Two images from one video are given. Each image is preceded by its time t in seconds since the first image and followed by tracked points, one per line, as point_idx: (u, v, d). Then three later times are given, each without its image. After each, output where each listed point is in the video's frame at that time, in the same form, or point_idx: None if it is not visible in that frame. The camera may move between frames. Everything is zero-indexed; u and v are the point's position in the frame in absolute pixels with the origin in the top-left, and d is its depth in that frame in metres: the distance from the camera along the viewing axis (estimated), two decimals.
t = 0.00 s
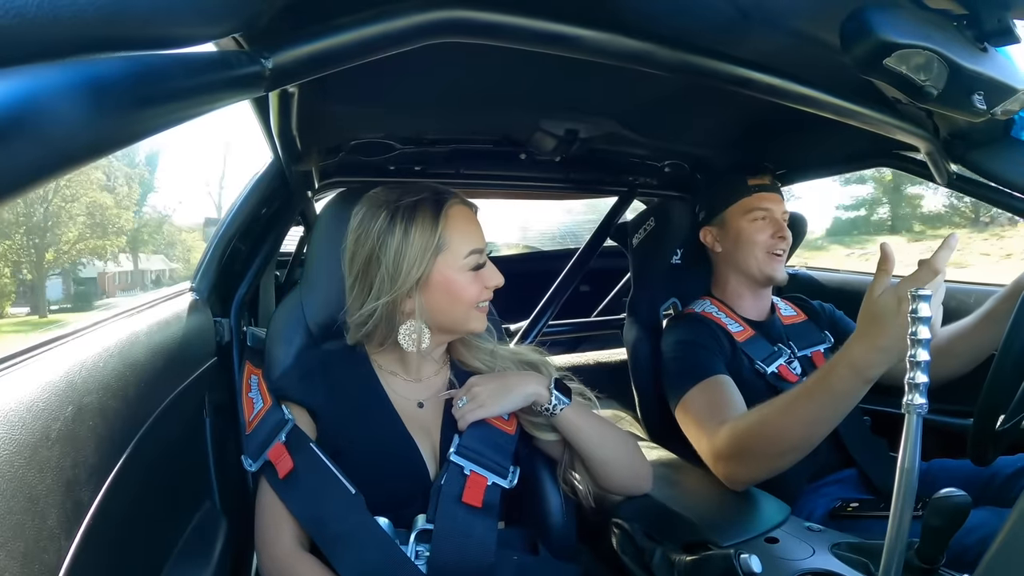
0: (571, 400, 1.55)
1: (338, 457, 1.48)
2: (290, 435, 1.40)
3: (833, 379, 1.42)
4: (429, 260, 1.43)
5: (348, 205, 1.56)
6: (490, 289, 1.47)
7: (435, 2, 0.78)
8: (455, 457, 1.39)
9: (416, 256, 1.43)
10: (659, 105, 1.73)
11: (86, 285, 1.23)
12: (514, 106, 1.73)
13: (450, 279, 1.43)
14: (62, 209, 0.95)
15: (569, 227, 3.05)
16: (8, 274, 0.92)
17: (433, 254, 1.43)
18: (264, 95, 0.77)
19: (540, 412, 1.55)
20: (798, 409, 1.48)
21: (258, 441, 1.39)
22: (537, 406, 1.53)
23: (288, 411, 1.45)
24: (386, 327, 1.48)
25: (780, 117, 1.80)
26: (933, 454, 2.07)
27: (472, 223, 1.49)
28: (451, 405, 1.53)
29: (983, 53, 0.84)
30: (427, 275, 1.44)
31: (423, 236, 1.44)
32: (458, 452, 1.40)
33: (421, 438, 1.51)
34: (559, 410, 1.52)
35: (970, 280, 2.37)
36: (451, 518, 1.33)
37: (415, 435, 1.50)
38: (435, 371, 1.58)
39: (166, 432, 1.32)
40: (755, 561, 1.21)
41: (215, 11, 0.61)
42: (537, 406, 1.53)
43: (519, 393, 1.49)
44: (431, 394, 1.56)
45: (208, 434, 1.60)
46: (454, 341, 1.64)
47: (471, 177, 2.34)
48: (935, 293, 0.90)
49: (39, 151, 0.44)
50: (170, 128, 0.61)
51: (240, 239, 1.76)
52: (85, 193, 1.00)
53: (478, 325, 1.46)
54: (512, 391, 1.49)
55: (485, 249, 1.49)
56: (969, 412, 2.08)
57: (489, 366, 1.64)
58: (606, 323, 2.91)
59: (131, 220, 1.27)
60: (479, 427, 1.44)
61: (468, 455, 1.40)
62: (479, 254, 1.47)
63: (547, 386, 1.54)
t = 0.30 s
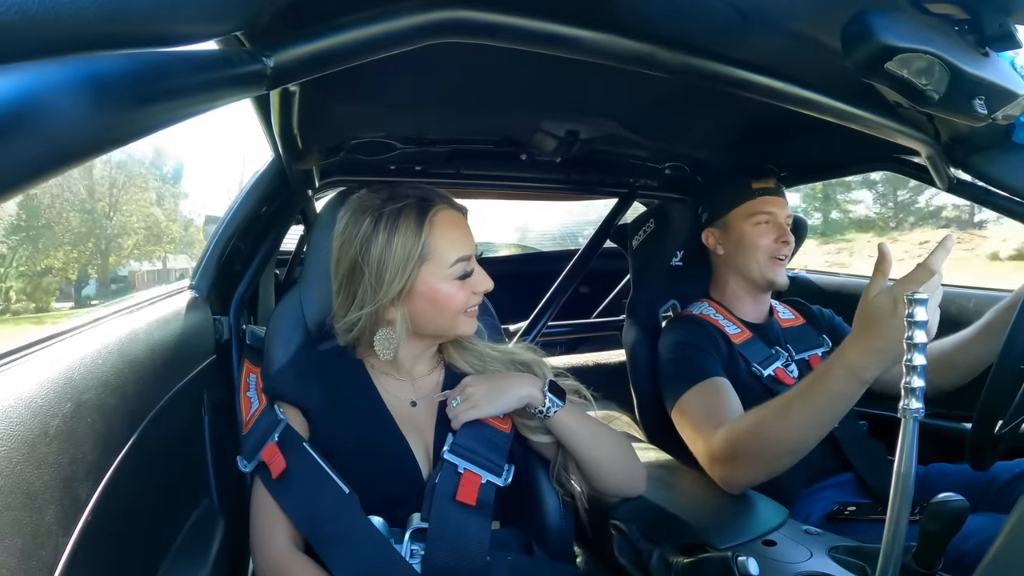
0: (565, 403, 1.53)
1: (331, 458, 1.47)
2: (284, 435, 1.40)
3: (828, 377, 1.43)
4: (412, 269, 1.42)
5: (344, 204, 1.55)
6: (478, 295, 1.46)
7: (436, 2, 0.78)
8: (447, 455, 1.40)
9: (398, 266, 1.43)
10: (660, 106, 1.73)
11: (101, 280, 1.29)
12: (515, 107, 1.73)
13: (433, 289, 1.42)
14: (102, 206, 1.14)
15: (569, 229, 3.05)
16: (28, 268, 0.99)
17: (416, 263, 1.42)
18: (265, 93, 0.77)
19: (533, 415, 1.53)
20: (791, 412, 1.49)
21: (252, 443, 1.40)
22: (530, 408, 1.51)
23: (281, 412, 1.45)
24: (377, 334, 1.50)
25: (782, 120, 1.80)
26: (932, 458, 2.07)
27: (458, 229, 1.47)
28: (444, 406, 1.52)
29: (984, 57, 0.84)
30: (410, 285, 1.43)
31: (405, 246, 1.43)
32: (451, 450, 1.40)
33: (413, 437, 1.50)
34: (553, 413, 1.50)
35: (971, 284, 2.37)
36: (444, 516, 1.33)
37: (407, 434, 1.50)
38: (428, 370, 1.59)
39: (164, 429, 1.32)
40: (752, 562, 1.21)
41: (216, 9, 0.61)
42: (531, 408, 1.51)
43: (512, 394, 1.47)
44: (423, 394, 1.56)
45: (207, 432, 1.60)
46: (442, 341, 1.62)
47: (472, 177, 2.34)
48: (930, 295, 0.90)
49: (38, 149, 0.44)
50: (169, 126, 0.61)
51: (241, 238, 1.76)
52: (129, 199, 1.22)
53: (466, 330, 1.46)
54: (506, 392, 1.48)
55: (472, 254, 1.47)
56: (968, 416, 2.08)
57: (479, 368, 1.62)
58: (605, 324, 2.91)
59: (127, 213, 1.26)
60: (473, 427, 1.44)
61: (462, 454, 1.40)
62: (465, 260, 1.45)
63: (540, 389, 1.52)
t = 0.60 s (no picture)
0: (557, 405, 1.52)
1: (322, 458, 1.46)
2: (275, 434, 1.39)
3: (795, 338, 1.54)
4: (403, 266, 1.42)
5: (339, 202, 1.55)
6: (471, 293, 1.45)
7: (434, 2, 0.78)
8: (439, 453, 1.39)
9: (390, 263, 1.42)
10: (658, 109, 1.73)
11: (98, 278, 1.29)
12: (513, 108, 1.73)
13: (425, 286, 1.42)
14: (101, 205, 1.14)
15: (567, 230, 3.05)
16: (25, 265, 0.98)
17: (408, 260, 1.42)
18: (263, 92, 0.77)
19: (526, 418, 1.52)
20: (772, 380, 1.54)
21: (245, 442, 1.41)
22: (522, 411, 1.50)
23: (273, 412, 1.45)
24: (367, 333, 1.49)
25: (780, 123, 1.81)
26: (928, 462, 2.08)
27: (450, 226, 1.47)
28: (437, 405, 1.52)
29: (982, 63, 0.84)
30: (402, 281, 1.43)
31: (398, 241, 1.43)
32: (443, 448, 1.40)
33: (405, 435, 1.50)
34: (545, 416, 1.50)
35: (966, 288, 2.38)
36: (438, 513, 1.33)
37: (398, 432, 1.50)
38: (422, 368, 1.59)
39: (159, 428, 1.31)
40: (746, 565, 1.21)
41: (216, 7, 0.61)
42: (522, 411, 1.50)
43: (505, 396, 1.47)
44: (416, 391, 1.56)
45: (202, 431, 1.59)
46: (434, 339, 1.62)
47: (469, 178, 2.34)
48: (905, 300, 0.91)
49: (35, 146, 0.44)
50: (168, 124, 0.61)
51: (237, 238, 1.75)
52: (170, 210, 1.45)
53: (458, 329, 1.46)
54: (498, 393, 1.47)
55: (465, 252, 1.47)
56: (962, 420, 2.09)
57: (473, 368, 1.62)
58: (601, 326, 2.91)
59: (125, 213, 1.25)
60: (464, 425, 1.44)
61: (453, 451, 1.40)
62: (457, 258, 1.44)
63: (533, 392, 1.50)
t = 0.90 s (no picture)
0: (549, 412, 1.52)
1: (321, 454, 1.47)
2: (273, 433, 1.39)
3: (816, 351, 1.55)
4: (412, 265, 1.42)
5: (345, 199, 1.53)
6: (476, 293, 1.46)
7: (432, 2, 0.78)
8: (439, 451, 1.39)
9: (399, 261, 1.42)
10: (657, 107, 1.73)
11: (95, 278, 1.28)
12: (511, 107, 1.73)
13: (433, 286, 1.42)
14: (99, 205, 1.14)
15: (565, 230, 3.05)
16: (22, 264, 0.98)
17: (417, 259, 1.42)
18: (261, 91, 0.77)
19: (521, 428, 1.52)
20: (786, 387, 1.56)
21: (244, 442, 1.40)
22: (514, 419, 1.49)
23: (271, 410, 1.45)
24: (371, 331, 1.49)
25: (778, 122, 1.81)
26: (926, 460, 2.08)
27: (457, 227, 1.47)
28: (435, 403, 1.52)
29: (979, 61, 0.84)
30: (410, 280, 1.43)
31: (407, 241, 1.43)
32: (442, 446, 1.40)
33: (403, 434, 1.50)
34: (537, 422, 1.50)
35: (964, 287, 2.38)
36: (436, 510, 1.33)
37: (398, 430, 1.50)
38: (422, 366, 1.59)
39: (156, 428, 1.31)
40: (745, 564, 1.21)
41: (213, 5, 0.61)
42: (515, 418, 1.50)
43: (495, 403, 1.45)
44: (414, 389, 1.56)
45: (200, 430, 1.59)
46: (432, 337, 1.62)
47: (467, 177, 2.34)
48: (902, 298, 0.91)
49: (32, 145, 0.43)
50: (166, 123, 0.61)
51: (235, 236, 1.75)
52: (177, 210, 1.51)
53: (460, 329, 1.46)
54: (490, 399, 1.46)
55: (471, 253, 1.48)
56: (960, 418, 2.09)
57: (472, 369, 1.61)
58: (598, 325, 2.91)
59: (123, 212, 1.25)
60: (461, 426, 1.43)
61: (452, 449, 1.40)
62: (465, 259, 1.45)
63: (524, 400, 1.50)
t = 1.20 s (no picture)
0: (540, 407, 1.51)
1: (303, 454, 1.46)
2: (258, 436, 1.39)
3: (806, 353, 1.56)
4: (379, 262, 1.41)
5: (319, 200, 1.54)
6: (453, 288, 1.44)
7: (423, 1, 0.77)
8: (428, 449, 1.38)
9: (365, 259, 1.42)
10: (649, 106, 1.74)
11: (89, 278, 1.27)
12: (503, 106, 1.72)
13: (401, 282, 1.41)
14: (89, 202, 1.13)
15: (556, 229, 3.05)
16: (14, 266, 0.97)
17: (384, 256, 1.41)
18: (251, 91, 0.76)
19: (510, 421, 1.51)
20: (779, 387, 1.57)
21: (230, 445, 1.40)
22: (505, 413, 1.48)
23: (254, 413, 1.44)
24: (346, 331, 1.48)
25: (769, 121, 1.81)
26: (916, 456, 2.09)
27: (427, 223, 1.46)
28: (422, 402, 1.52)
29: (969, 60, 0.85)
30: (379, 278, 1.42)
31: (373, 238, 1.42)
32: (433, 444, 1.39)
33: (383, 435, 1.50)
34: (528, 417, 1.48)
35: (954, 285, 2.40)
36: (427, 509, 1.32)
37: (377, 431, 1.50)
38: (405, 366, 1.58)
39: (147, 431, 1.29)
40: (738, 561, 1.22)
41: (203, 4, 0.60)
42: (505, 413, 1.49)
43: (486, 398, 1.45)
44: (398, 389, 1.56)
45: (192, 431, 1.58)
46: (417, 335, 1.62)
47: (459, 176, 2.35)
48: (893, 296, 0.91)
49: (23, 145, 0.43)
50: (157, 123, 0.61)
51: (225, 237, 1.74)
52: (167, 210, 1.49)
53: (437, 326, 1.44)
54: (481, 395, 1.45)
55: (443, 248, 1.46)
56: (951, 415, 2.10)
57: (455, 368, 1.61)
58: (589, 324, 2.92)
59: (113, 211, 1.24)
60: (452, 425, 1.43)
61: (443, 447, 1.39)
62: (435, 254, 1.44)
63: (516, 395, 1.49)
